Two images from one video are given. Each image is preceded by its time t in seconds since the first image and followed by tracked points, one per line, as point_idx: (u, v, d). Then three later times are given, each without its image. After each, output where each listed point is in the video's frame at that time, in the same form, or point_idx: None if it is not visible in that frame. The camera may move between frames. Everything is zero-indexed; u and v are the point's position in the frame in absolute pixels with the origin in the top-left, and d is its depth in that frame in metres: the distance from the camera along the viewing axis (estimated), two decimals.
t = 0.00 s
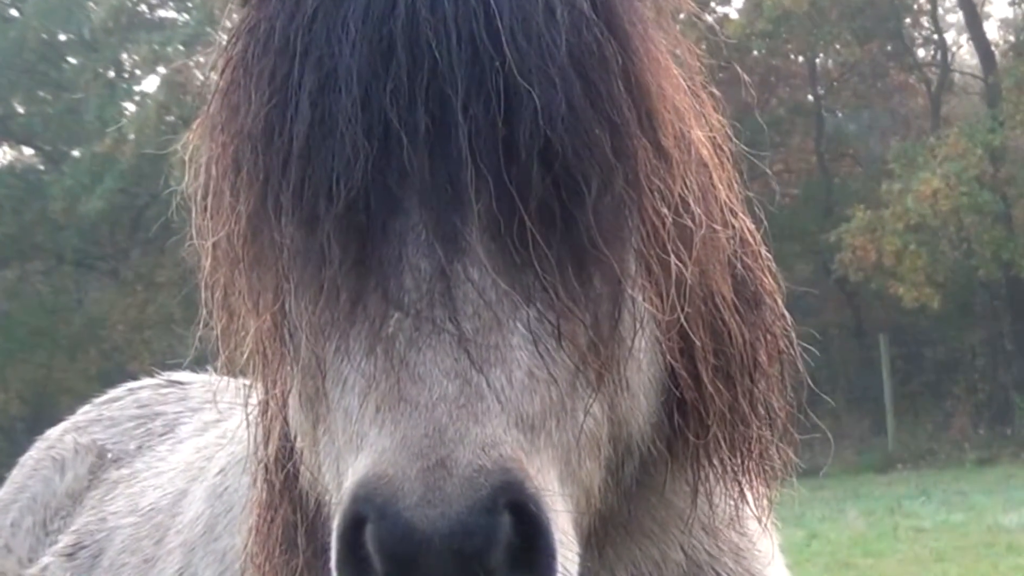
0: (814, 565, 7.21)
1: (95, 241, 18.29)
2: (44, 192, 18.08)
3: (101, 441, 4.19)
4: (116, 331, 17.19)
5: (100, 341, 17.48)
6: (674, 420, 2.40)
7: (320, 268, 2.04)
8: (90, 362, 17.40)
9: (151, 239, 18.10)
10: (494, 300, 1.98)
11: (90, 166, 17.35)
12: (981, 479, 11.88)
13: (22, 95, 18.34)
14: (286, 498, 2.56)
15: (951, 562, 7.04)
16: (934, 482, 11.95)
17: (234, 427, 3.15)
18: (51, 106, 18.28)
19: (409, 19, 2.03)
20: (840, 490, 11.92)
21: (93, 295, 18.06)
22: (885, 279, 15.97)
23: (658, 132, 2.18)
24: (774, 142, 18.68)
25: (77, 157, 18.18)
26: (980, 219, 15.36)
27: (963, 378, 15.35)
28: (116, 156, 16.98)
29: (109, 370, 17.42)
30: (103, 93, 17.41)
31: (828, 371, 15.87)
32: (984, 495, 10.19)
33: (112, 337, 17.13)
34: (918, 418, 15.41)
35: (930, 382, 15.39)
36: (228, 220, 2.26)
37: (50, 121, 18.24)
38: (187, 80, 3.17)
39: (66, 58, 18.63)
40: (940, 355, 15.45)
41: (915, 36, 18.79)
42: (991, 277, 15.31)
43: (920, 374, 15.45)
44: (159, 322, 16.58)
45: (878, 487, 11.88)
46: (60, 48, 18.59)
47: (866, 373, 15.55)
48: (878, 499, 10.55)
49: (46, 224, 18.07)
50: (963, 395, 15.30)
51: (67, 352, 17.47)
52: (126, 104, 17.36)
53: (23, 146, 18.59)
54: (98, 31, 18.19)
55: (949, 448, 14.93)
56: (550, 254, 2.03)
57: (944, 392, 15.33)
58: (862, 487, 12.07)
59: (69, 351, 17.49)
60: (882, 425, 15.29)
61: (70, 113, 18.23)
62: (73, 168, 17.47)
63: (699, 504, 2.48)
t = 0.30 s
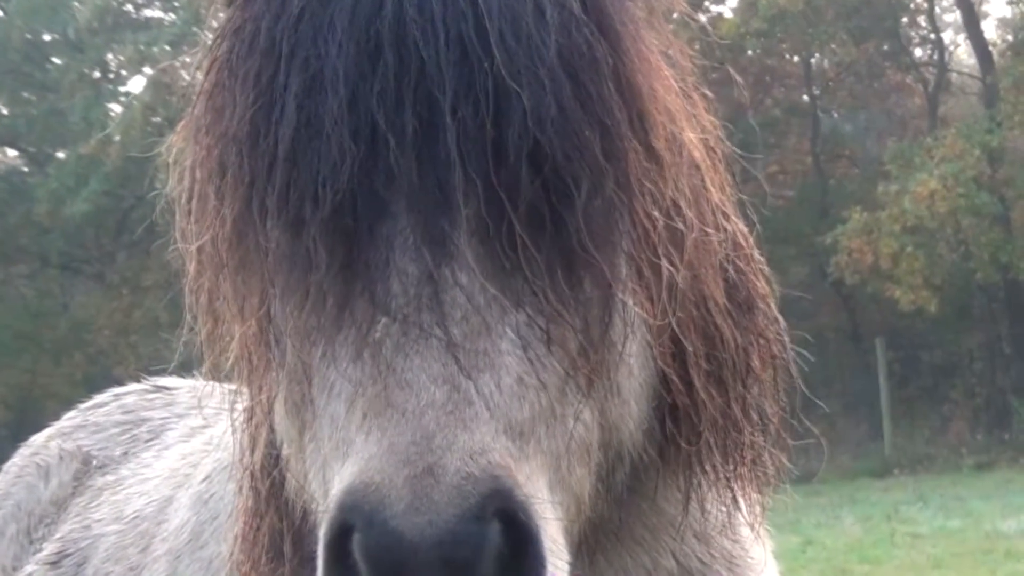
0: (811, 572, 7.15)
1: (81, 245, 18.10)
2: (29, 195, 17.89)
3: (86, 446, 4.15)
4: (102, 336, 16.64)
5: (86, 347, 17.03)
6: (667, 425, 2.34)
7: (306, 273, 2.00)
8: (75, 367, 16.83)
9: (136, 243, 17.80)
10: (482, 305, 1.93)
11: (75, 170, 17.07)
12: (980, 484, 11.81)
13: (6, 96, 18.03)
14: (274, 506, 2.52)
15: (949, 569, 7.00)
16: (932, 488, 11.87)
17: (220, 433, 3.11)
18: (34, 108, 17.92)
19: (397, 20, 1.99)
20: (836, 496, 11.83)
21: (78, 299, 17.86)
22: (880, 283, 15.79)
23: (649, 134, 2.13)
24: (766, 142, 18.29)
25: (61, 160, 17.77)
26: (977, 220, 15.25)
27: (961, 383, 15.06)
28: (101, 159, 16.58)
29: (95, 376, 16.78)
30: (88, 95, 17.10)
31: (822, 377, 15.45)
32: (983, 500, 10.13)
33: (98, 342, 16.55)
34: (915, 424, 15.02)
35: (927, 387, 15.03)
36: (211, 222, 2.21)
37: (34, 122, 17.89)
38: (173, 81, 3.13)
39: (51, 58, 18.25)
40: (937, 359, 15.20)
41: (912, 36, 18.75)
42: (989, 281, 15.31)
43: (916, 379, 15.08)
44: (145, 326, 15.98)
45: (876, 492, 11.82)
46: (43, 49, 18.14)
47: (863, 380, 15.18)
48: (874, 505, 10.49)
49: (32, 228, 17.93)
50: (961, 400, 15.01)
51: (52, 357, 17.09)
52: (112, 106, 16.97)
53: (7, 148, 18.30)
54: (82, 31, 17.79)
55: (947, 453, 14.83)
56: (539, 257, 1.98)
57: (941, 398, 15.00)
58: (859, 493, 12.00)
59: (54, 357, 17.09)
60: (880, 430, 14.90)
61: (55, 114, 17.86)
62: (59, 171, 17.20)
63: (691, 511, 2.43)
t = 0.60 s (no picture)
0: None
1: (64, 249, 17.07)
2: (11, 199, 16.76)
3: (71, 454, 4.11)
4: (86, 342, 16.17)
5: (71, 352, 16.34)
6: (659, 431, 2.30)
7: (291, 277, 1.90)
8: (61, 372, 16.14)
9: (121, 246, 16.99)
10: (471, 309, 1.85)
11: (61, 172, 16.21)
12: (979, 490, 11.74)
13: None
14: (259, 513, 2.45)
15: None
16: (929, 495, 11.79)
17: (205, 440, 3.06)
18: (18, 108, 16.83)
19: (384, 18, 1.89)
20: (833, 504, 11.74)
21: (62, 304, 16.92)
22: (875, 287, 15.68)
23: (641, 135, 2.06)
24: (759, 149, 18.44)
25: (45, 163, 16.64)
26: (975, 224, 15.29)
27: (959, 388, 14.95)
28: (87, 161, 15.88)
29: (79, 381, 16.13)
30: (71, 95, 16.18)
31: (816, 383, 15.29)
32: (981, 507, 10.05)
33: (82, 348, 16.09)
34: (912, 429, 14.97)
35: (924, 393, 14.87)
36: (195, 225, 2.08)
37: (17, 123, 16.76)
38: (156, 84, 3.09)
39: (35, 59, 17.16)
40: (934, 364, 15.00)
41: (908, 37, 18.72)
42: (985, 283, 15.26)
43: (912, 385, 14.91)
44: (129, 331, 15.56)
45: (873, 499, 11.73)
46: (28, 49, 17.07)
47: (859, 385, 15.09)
48: (871, 512, 10.40)
49: (15, 230, 16.87)
50: (958, 405, 14.94)
51: (36, 364, 16.29)
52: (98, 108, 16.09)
53: None
54: (67, 31, 16.77)
55: (945, 459, 14.74)
56: (526, 259, 1.90)
57: (939, 402, 14.89)
58: (856, 499, 11.91)
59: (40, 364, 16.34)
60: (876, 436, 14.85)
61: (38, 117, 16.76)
62: (43, 173, 16.27)
63: (683, 519, 2.37)
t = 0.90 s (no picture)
0: None
1: (54, 250, 16.74)
2: None
3: (63, 459, 4.07)
4: (78, 345, 15.86)
5: (60, 354, 15.97)
6: (660, 436, 2.26)
7: (289, 279, 1.85)
8: (50, 378, 15.83)
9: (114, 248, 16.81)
10: (470, 311, 1.81)
11: (50, 174, 16.08)
12: (980, 497, 11.70)
13: None
14: (255, 519, 2.38)
15: None
16: (931, 501, 11.74)
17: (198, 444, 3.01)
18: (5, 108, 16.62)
19: (383, 16, 1.83)
20: (834, 509, 11.67)
21: (53, 307, 16.49)
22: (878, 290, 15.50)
23: (642, 136, 2.02)
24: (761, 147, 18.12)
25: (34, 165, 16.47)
26: (979, 226, 14.99)
27: (961, 393, 14.85)
28: (77, 162, 15.79)
29: (68, 386, 15.95)
30: (61, 95, 16.11)
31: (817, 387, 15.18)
32: (982, 514, 10.02)
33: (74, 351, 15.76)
34: (914, 435, 14.89)
35: (926, 397, 14.82)
36: (191, 226, 2.00)
37: (6, 124, 16.52)
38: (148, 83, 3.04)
39: (24, 59, 16.90)
40: (936, 370, 14.93)
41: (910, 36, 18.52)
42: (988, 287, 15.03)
43: (914, 390, 14.84)
44: (122, 335, 15.54)
45: (874, 506, 11.68)
46: (16, 49, 16.92)
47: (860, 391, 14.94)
48: (871, 518, 10.38)
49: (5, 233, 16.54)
50: (961, 410, 14.88)
51: (25, 369, 15.90)
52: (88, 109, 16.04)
53: None
54: (56, 31, 16.54)
55: (947, 465, 14.68)
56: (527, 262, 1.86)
57: (943, 407, 14.84)
58: (857, 506, 11.86)
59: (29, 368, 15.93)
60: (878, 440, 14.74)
61: (28, 117, 16.46)
62: (32, 174, 16.13)
63: (684, 525, 2.33)
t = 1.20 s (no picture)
0: None
1: (46, 252, 16.52)
2: None
3: (57, 464, 4.02)
4: (70, 349, 15.73)
5: (52, 358, 15.76)
6: (665, 440, 2.22)
7: (288, 280, 1.80)
8: (41, 382, 15.59)
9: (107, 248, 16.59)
10: (472, 313, 1.77)
11: (41, 175, 16.05)
12: (984, 503, 11.62)
13: None
14: (253, 524, 2.33)
15: None
16: (935, 507, 11.64)
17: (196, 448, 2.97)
18: None
19: (383, 12, 1.79)
20: (838, 514, 11.62)
21: (45, 310, 16.29)
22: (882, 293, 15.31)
23: (645, 136, 1.98)
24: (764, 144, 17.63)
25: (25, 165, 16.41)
26: (984, 228, 14.74)
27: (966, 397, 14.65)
28: (71, 162, 15.81)
29: (61, 390, 15.70)
30: (53, 95, 16.07)
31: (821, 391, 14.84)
32: (986, 520, 9.94)
33: (66, 355, 15.63)
34: (918, 441, 14.60)
35: (931, 401, 14.55)
36: (187, 227, 1.94)
37: None
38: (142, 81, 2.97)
39: (16, 57, 16.70)
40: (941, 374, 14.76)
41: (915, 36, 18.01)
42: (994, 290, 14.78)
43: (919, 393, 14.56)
44: (115, 338, 15.42)
45: (877, 511, 11.60)
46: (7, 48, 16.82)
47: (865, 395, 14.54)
48: (875, 524, 10.30)
49: None
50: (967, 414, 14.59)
51: (18, 372, 15.78)
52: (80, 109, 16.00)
53: None
54: (48, 28, 16.41)
55: (952, 470, 14.33)
56: (530, 263, 1.82)
57: (947, 411, 14.59)
58: (861, 511, 11.78)
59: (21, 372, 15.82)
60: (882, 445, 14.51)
61: (19, 115, 16.26)
62: (23, 174, 16.08)
63: (690, 530, 2.29)
